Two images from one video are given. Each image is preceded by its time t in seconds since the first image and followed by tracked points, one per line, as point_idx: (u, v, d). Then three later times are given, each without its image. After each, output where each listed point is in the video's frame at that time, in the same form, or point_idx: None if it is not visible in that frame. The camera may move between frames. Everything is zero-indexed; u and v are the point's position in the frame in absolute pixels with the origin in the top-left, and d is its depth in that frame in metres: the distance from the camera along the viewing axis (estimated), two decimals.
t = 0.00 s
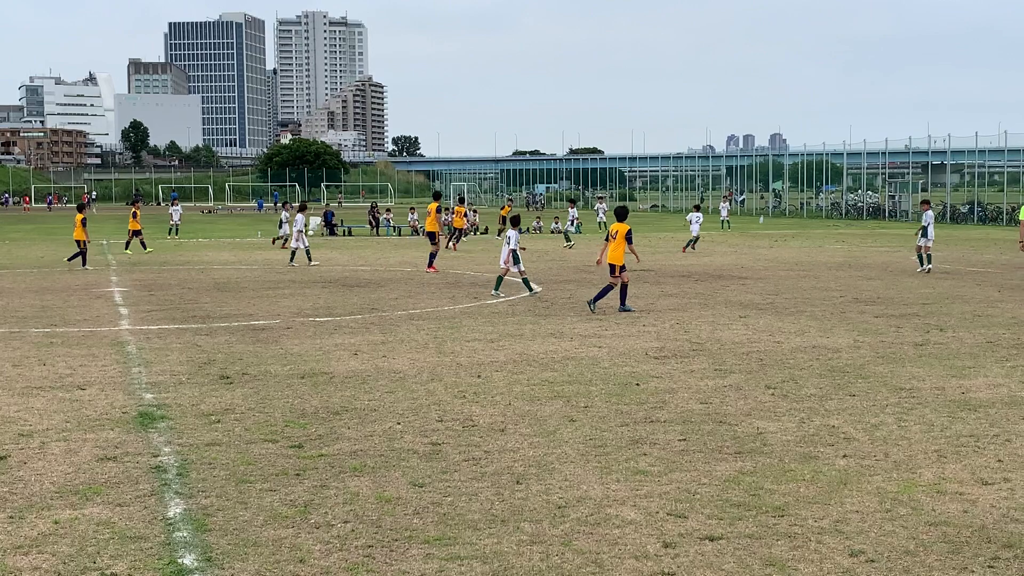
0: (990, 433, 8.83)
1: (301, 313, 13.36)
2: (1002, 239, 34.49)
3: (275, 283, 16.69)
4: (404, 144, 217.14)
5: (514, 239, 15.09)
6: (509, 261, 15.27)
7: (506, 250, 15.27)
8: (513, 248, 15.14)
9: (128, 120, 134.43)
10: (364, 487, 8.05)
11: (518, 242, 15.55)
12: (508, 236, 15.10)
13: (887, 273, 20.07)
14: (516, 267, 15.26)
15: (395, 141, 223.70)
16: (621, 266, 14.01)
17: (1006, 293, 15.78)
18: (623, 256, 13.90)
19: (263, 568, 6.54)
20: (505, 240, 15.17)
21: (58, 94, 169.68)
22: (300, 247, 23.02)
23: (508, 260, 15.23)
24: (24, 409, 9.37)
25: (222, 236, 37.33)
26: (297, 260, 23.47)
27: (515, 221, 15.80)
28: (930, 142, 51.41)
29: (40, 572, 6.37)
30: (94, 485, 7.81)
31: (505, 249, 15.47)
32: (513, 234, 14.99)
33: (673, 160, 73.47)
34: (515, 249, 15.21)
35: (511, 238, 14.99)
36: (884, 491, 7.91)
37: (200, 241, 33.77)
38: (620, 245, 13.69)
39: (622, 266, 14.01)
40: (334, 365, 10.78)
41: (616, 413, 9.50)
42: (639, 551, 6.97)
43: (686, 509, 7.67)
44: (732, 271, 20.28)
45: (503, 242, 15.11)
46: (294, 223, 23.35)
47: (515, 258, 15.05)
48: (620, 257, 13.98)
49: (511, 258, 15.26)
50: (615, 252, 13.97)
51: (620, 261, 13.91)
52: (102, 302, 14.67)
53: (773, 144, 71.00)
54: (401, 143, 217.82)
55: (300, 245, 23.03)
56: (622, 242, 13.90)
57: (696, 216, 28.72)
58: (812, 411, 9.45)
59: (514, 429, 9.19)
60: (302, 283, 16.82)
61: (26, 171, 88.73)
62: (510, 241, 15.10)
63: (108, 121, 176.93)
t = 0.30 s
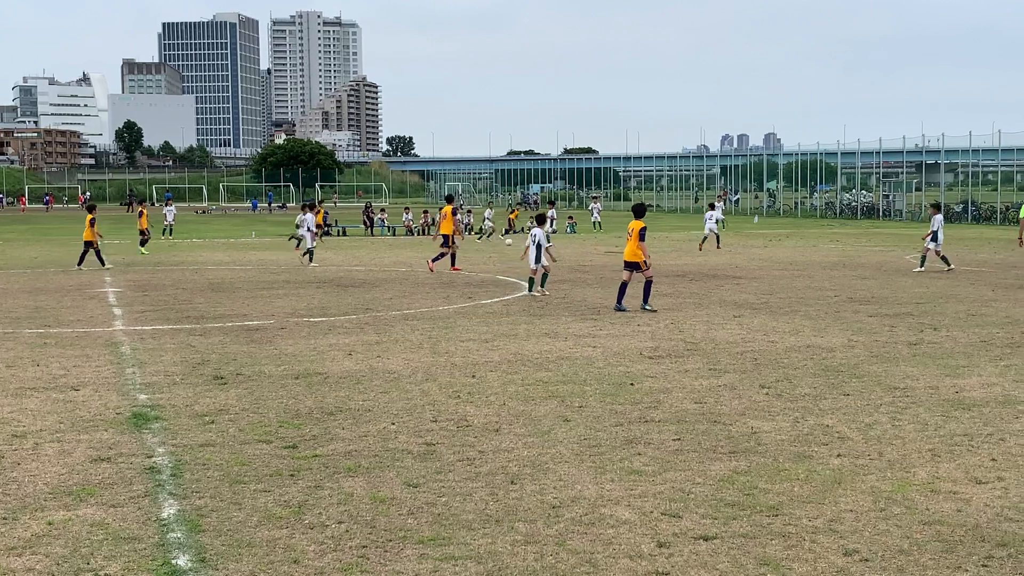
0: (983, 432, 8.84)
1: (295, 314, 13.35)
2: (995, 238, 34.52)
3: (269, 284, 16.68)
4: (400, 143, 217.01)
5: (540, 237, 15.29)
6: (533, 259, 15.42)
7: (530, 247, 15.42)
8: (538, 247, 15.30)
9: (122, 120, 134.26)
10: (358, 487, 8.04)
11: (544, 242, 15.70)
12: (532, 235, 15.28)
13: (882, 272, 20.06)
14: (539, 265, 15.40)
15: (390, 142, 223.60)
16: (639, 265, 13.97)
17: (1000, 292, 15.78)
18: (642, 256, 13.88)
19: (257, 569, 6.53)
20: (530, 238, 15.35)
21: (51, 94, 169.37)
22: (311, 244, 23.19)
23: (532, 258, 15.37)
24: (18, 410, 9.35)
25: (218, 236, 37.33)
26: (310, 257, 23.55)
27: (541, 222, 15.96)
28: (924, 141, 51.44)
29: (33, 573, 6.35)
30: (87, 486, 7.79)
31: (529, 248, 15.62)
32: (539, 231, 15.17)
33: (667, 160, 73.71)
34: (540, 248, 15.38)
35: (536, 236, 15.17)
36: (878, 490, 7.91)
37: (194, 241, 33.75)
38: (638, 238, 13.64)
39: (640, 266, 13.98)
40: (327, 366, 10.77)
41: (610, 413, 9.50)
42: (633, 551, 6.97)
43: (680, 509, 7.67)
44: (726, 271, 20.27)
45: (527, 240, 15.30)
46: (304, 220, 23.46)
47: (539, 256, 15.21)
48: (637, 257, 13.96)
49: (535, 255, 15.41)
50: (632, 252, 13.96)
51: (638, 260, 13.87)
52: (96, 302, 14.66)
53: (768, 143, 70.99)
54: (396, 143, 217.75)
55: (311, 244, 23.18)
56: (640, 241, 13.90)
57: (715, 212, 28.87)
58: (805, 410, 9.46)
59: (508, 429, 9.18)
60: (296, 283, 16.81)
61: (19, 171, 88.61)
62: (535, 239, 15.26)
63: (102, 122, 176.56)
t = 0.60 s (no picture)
0: (967, 429, 8.87)
1: (279, 314, 13.32)
2: (977, 236, 34.65)
3: (253, 284, 16.64)
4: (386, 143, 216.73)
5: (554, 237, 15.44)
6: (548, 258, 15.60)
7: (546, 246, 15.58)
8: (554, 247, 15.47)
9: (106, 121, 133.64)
10: (342, 487, 8.02)
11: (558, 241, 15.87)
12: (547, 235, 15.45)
13: (865, 270, 20.11)
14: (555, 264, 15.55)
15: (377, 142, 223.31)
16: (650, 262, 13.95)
17: (983, 289, 15.83)
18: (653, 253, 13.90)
19: (241, 569, 6.52)
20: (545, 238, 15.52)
21: (35, 93, 168.45)
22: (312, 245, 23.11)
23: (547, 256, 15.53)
24: None
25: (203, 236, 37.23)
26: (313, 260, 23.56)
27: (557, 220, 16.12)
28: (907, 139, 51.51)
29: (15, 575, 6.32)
30: (71, 488, 7.75)
31: (544, 246, 15.78)
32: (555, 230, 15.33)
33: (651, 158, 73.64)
34: (557, 248, 15.55)
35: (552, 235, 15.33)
36: (862, 487, 7.94)
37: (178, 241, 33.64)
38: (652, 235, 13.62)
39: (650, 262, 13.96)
40: (312, 365, 10.74)
41: (596, 412, 9.50)
42: (618, 549, 6.98)
43: (665, 507, 7.68)
44: (711, 269, 20.29)
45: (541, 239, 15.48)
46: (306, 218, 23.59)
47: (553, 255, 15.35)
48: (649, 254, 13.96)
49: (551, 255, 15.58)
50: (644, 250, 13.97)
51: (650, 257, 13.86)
52: (78, 303, 14.60)
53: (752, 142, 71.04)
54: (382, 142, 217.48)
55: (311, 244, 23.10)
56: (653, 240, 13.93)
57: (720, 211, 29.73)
58: (790, 408, 9.47)
59: (494, 428, 9.17)
60: (280, 283, 16.77)
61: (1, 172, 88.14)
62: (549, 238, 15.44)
63: (86, 122, 175.67)
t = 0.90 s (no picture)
0: (935, 423, 8.94)
1: (249, 313, 13.24)
2: (944, 232, 34.93)
3: (222, 283, 16.54)
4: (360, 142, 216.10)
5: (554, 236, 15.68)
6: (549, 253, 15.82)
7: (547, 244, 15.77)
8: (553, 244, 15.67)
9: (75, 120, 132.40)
10: (313, 486, 7.99)
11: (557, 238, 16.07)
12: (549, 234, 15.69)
13: (834, 266, 20.24)
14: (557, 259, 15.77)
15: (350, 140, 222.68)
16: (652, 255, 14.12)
17: (950, 284, 15.98)
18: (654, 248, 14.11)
19: (210, 570, 6.48)
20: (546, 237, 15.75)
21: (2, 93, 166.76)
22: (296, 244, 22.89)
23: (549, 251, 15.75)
24: None
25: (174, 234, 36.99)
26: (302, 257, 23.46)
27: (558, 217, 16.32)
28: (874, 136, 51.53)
29: None
30: (38, 490, 7.68)
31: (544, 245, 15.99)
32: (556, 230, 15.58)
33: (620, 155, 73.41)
34: (556, 245, 15.77)
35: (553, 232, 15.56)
36: (831, 481, 7.98)
37: (147, 241, 33.39)
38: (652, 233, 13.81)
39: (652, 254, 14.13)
40: (282, 365, 10.69)
41: (567, 409, 9.50)
42: (589, 546, 6.98)
43: (636, 503, 7.69)
44: (682, 265, 20.34)
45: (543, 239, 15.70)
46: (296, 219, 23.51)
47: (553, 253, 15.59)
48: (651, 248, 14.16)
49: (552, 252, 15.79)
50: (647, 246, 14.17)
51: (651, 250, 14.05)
52: (45, 303, 14.45)
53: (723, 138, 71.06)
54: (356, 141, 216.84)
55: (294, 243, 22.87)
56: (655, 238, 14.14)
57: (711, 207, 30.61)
58: (760, 404, 9.52)
59: (465, 426, 9.15)
60: (250, 282, 16.68)
61: None
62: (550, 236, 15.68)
63: (54, 123, 173.95)
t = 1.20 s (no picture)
0: (886, 416, 9.03)
1: (203, 312, 13.12)
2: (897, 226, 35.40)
3: (175, 281, 16.37)
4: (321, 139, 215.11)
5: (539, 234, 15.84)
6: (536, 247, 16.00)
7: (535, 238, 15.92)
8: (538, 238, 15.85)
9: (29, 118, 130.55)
10: (267, 486, 7.94)
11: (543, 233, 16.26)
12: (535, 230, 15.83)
13: (787, 260, 20.44)
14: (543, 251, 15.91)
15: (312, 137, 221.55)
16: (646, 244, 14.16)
17: (900, 278, 16.18)
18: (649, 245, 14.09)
19: (163, 572, 6.41)
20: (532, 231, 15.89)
21: None
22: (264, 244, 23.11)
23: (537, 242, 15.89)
24: None
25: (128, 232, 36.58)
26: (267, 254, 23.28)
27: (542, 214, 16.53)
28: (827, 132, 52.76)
29: None
30: None
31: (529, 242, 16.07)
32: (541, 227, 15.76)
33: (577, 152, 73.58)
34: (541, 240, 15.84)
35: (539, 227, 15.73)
36: (784, 475, 8.04)
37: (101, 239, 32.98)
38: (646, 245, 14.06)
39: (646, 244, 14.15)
40: (236, 364, 10.60)
41: (523, 406, 9.50)
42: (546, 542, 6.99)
43: (592, 499, 7.71)
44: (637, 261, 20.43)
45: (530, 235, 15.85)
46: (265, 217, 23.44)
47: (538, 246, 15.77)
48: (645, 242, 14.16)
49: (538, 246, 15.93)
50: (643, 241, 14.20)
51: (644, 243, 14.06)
52: None
53: (680, 134, 71.65)
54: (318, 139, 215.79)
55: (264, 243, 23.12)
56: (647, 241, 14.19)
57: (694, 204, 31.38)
58: (714, 398, 9.57)
59: (421, 424, 9.13)
60: (204, 280, 16.52)
61: None
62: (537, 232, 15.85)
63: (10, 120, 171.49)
